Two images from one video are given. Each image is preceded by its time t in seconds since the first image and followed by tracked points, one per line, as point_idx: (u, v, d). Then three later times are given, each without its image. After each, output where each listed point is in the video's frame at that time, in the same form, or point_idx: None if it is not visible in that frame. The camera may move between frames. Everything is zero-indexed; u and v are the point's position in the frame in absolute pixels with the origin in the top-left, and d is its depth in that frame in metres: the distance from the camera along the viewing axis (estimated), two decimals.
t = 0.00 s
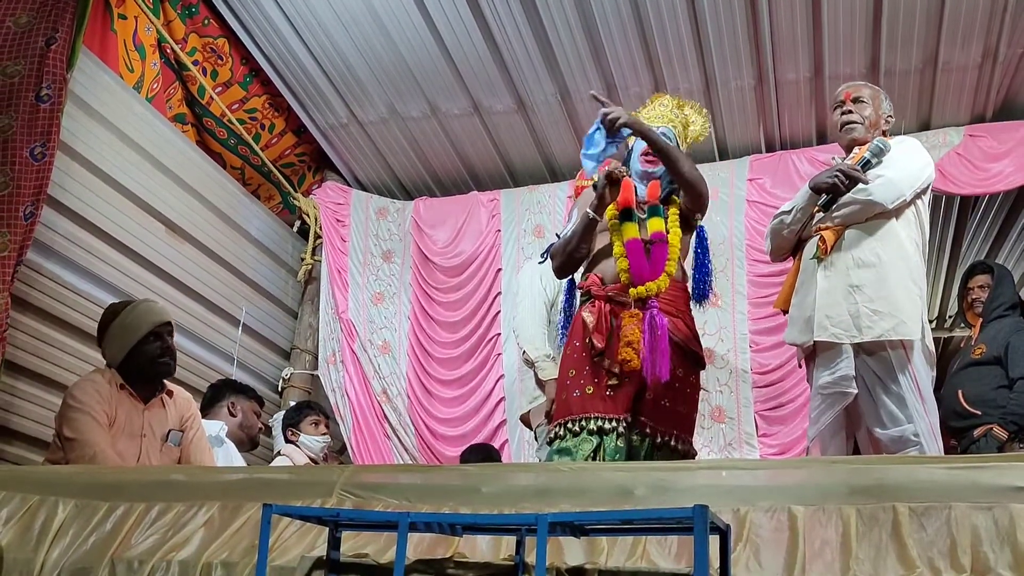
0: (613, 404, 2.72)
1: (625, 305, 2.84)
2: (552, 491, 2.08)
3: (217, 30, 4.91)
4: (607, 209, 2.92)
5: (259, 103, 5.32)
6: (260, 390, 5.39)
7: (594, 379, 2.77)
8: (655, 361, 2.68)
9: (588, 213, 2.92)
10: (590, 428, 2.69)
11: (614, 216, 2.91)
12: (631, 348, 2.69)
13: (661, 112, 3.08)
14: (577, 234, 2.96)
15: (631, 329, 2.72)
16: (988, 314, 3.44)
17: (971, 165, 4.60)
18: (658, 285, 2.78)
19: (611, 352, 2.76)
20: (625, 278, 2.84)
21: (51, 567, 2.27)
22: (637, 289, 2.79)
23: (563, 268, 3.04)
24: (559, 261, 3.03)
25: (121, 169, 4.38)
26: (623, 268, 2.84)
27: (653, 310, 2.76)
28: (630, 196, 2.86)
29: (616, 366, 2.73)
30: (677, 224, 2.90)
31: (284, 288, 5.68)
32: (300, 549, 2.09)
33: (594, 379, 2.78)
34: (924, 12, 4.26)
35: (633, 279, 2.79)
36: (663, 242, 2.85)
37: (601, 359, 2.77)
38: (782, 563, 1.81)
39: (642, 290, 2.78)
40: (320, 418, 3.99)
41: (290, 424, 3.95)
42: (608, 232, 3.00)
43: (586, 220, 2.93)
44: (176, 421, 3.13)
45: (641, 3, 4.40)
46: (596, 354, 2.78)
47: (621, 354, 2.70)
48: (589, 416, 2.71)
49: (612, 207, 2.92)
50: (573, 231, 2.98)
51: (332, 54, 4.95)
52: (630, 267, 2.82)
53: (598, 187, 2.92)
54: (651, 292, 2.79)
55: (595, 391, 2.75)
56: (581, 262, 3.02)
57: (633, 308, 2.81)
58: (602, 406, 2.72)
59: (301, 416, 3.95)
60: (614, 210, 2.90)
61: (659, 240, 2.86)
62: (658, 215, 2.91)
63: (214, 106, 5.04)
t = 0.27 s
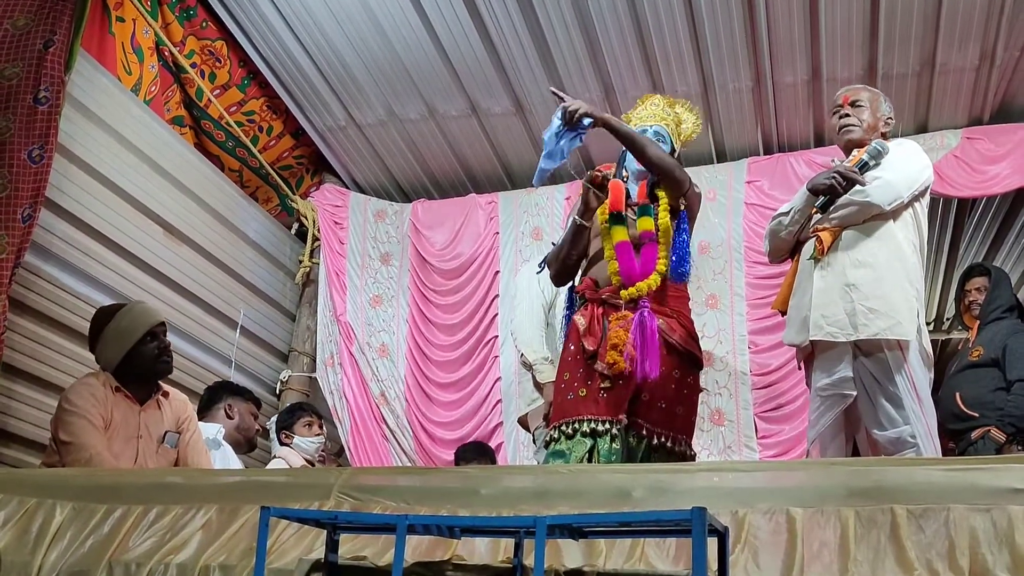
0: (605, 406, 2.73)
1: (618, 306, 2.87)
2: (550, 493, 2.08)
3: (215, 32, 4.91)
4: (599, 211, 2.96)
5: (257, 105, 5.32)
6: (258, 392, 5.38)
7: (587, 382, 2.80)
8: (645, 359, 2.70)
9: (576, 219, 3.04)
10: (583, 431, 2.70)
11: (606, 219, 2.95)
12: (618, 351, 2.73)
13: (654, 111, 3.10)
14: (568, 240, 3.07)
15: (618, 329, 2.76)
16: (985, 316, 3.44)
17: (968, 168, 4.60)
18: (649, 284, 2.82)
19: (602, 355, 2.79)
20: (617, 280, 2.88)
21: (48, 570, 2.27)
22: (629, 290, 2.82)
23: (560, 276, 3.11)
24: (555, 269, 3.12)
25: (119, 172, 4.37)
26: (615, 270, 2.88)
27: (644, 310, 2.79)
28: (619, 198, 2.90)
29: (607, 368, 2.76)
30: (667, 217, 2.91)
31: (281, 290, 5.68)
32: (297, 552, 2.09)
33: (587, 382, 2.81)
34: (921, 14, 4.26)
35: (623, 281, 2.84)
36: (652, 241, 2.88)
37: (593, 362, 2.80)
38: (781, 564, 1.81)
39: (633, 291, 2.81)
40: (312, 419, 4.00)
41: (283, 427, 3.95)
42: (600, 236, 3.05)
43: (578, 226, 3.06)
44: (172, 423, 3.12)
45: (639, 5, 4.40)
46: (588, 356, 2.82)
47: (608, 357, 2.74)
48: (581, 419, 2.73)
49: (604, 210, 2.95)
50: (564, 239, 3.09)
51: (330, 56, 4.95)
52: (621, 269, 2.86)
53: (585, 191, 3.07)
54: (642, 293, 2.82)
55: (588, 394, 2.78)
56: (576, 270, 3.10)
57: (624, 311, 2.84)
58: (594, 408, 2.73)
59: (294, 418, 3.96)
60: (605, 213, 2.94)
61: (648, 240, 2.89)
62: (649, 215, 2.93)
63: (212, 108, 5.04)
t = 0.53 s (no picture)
0: (602, 408, 2.75)
1: (616, 309, 2.88)
2: (546, 496, 2.08)
3: (212, 36, 4.92)
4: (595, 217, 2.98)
5: (254, 109, 5.32)
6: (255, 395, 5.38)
7: (585, 384, 2.82)
8: (643, 361, 2.74)
9: (573, 227, 3.00)
10: (581, 432, 2.73)
11: (602, 223, 2.96)
12: (616, 355, 2.75)
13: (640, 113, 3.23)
14: (564, 248, 3.03)
15: (617, 333, 2.78)
16: (981, 319, 3.45)
17: (964, 172, 4.62)
18: (646, 288, 2.83)
19: (599, 357, 2.81)
20: (614, 283, 2.89)
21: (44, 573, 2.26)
22: (625, 293, 2.83)
23: (557, 283, 3.10)
24: (552, 276, 3.10)
25: (116, 175, 4.37)
26: (610, 274, 2.89)
27: (642, 313, 2.80)
28: (615, 203, 2.94)
29: (604, 371, 2.77)
30: (666, 219, 2.95)
31: (278, 294, 5.68)
32: (293, 555, 2.09)
33: (584, 384, 2.82)
34: (917, 17, 4.27)
35: (620, 285, 2.83)
36: (648, 244, 2.88)
37: (591, 364, 2.82)
38: (777, 567, 1.82)
39: (630, 295, 2.82)
40: (308, 422, 3.99)
41: (278, 430, 3.93)
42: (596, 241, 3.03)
43: (573, 233, 3.00)
44: (169, 426, 3.12)
45: (636, 10, 4.42)
46: (586, 358, 2.84)
47: (607, 360, 2.75)
48: (579, 421, 2.75)
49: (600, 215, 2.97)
50: (560, 246, 3.05)
51: (327, 60, 4.95)
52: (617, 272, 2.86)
53: (580, 200, 2.98)
54: (639, 296, 2.83)
55: (585, 396, 2.79)
56: (573, 276, 3.08)
57: (621, 314, 2.84)
58: (592, 410, 2.75)
59: (289, 421, 3.95)
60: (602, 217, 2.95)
61: (646, 243, 2.89)
62: (646, 219, 2.95)
63: (209, 112, 5.05)
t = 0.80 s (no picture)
0: (603, 410, 2.76)
1: (616, 311, 2.89)
2: (544, 497, 2.08)
3: (210, 37, 4.92)
4: (593, 220, 2.99)
5: (252, 110, 5.32)
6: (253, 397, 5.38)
7: (585, 385, 2.82)
8: (645, 364, 2.74)
9: (574, 230, 3.00)
10: (581, 434, 2.73)
11: (601, 226, 2.98)
12: (618, 357, 2.75)
13: (636, 115, 3.31)
14: (564, 251, 3.03)
15: (618, 336, 2.78)
16: (979, 320, 3.45)
17: (962, 173, 4.62)
18: (647, 289, 2.84)
19: (600, 359, 2.81)
20: (614, 286, 2.90)
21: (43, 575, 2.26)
22: (627, 296, 2.85)
23: (556, 286, 3.10)
24: (551, 278, 3.09)
25: (114, 177, 4.37)
26: (610, 277, 2.90)
27: (643, 316, 2.81)
28: (614, 206, 2.95)
29: (605, 372, 2.78)
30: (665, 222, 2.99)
31: (276, 295, 5.68)
32: (292, 557, 2.09)
33: (585, 385, 2.83)
34: (915, 18, 4.28)
35: (621, 287, 2.85)
36: (648, 246, 2.90)
37: (592, 365, 2.82)
38: (775, 568, 1.82)
39: (631, 297, 2.84)
40: (307, 423, 3.99)
41: (276, 431, 3.93)
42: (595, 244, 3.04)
43: (573, 236, 3.00)
44: (166, 428, 3.10)
45: (634, 11, 4.42)
46: (587, 360, 2.84)
47: (608, 362, 2.76)
48: (580, 422, 2.76)
49: (598, 219, 2.99)
50: (560, 249, 3.04)
51: (325, 61, 4.95)
52: (617, 274, 2.87)
53: (580, 204, 3.00)
54: (640, 298, 2.84)
55: (586, 397, 2.80)
56: (572, 278, 3.08)
57: (622, 317, 2.86)
58: (593, 411, 2.76)
59: (287, 423, 3.94)
60: (600, 220, 2.97)
61: (646, 245, 2.92)
62: (645, 221, 2.98)
63: (207, 113, 5.05)
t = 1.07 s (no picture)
0: (605, 411, 2.77)
1: (618, 313, 2.90)
2: (543, 498, 2.08)
3: (208, 38, 4.91)
4: (593, 223, 3.00)
5: (250, 111, 5.32)
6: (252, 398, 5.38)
7: (587, 387, 2.83)
8: (646, 366, 2.74)
9: (575, 231, 2.97)
10: (583, 435, 2.74)
11: (601, 229, 2.98)
12: (621, 360, 2.76)
13: (632, 114, 3.27)
14: (565, 252, 3.01)
15: (621, 339, 2.79)
16: (978, 321, 3.45)
17: (959, 173, 4.62)
18: (649, 292, 2.86)
19: (602, 360, 2.81)
20: (616, 288, 2.91)
21: None
22: (629, 299, 2.86)
23: (554, 285, 3.07)
24: (549, 279, 3.07)
25: (113, 178, 4.37)
26: (611, 279, 2.91)
27: (644, 318, 2.82)
28: (614, 207, 2.93)
29: (608, 374, 2.79)
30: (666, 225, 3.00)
31: (275, 296, 5.67)
32: (291, 557, 2.09)
33: (586, 387, 2.83)
34: (913, 18, 4.28)
35: (622, 289, 2.86)
36: (650, 249, 2.91)
37: (594, 367, 2.83)
38: (774, 568, 1.82)
39: (633, 300, 2.85)
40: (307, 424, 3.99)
41: (275, 431, 3.93)
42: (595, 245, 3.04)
43: (574, 237, 2.98)
44: (165, 429, 3.08)
45: (631, 11, 4.42)
46: (589, 361, 2.84)
47: (611, 365, 2.76)
48: (582, 424, 2.77)
49: (598, 222, 2.99)
50: (560, 250, 3.02)
51: (323, 62, 4.95)
52: (618, 276, 2.86)
53: (584, 205, 2.93)
54: (642, 301, 2.85)
55: (588, 399, 2.81)
56: (571, 279, 3.06)
57: (625, 319, 2.86)
58: (595, 413, 2.77)
59: (287, 423, 3.94)
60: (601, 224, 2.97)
61: (646, 247, 2.93)
62: (645, 223, 2.98)
63: (205, 114, 5.05)
